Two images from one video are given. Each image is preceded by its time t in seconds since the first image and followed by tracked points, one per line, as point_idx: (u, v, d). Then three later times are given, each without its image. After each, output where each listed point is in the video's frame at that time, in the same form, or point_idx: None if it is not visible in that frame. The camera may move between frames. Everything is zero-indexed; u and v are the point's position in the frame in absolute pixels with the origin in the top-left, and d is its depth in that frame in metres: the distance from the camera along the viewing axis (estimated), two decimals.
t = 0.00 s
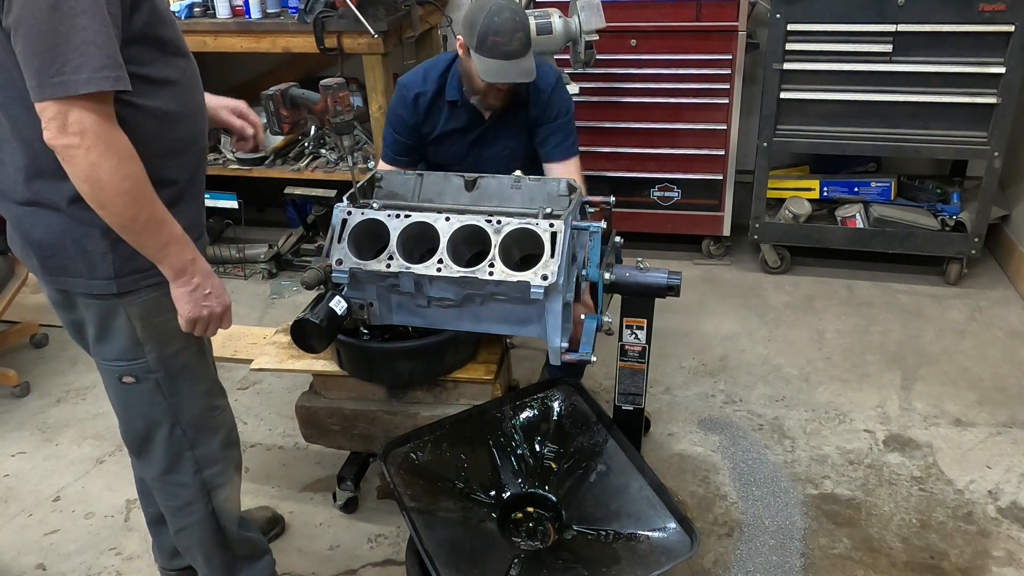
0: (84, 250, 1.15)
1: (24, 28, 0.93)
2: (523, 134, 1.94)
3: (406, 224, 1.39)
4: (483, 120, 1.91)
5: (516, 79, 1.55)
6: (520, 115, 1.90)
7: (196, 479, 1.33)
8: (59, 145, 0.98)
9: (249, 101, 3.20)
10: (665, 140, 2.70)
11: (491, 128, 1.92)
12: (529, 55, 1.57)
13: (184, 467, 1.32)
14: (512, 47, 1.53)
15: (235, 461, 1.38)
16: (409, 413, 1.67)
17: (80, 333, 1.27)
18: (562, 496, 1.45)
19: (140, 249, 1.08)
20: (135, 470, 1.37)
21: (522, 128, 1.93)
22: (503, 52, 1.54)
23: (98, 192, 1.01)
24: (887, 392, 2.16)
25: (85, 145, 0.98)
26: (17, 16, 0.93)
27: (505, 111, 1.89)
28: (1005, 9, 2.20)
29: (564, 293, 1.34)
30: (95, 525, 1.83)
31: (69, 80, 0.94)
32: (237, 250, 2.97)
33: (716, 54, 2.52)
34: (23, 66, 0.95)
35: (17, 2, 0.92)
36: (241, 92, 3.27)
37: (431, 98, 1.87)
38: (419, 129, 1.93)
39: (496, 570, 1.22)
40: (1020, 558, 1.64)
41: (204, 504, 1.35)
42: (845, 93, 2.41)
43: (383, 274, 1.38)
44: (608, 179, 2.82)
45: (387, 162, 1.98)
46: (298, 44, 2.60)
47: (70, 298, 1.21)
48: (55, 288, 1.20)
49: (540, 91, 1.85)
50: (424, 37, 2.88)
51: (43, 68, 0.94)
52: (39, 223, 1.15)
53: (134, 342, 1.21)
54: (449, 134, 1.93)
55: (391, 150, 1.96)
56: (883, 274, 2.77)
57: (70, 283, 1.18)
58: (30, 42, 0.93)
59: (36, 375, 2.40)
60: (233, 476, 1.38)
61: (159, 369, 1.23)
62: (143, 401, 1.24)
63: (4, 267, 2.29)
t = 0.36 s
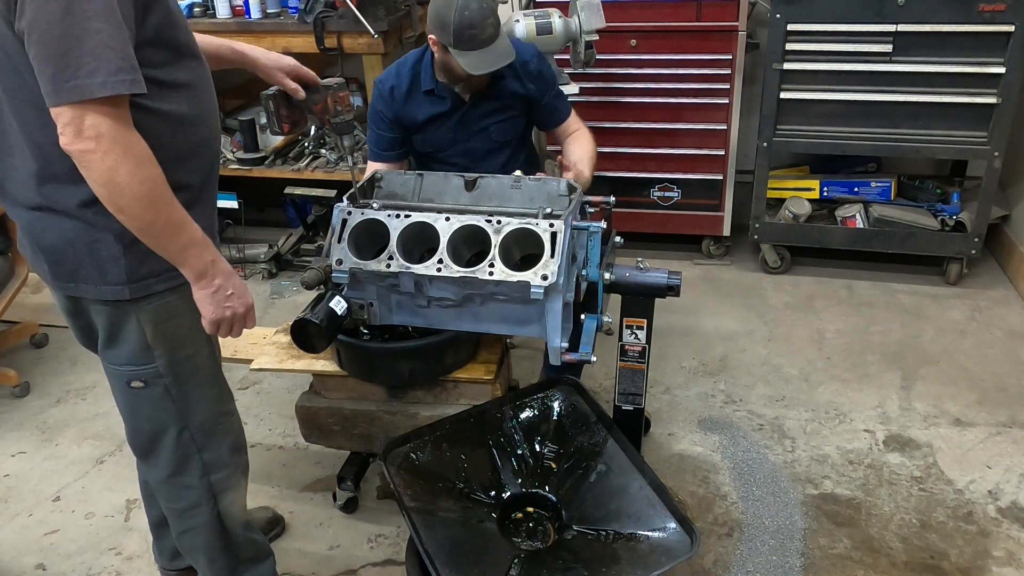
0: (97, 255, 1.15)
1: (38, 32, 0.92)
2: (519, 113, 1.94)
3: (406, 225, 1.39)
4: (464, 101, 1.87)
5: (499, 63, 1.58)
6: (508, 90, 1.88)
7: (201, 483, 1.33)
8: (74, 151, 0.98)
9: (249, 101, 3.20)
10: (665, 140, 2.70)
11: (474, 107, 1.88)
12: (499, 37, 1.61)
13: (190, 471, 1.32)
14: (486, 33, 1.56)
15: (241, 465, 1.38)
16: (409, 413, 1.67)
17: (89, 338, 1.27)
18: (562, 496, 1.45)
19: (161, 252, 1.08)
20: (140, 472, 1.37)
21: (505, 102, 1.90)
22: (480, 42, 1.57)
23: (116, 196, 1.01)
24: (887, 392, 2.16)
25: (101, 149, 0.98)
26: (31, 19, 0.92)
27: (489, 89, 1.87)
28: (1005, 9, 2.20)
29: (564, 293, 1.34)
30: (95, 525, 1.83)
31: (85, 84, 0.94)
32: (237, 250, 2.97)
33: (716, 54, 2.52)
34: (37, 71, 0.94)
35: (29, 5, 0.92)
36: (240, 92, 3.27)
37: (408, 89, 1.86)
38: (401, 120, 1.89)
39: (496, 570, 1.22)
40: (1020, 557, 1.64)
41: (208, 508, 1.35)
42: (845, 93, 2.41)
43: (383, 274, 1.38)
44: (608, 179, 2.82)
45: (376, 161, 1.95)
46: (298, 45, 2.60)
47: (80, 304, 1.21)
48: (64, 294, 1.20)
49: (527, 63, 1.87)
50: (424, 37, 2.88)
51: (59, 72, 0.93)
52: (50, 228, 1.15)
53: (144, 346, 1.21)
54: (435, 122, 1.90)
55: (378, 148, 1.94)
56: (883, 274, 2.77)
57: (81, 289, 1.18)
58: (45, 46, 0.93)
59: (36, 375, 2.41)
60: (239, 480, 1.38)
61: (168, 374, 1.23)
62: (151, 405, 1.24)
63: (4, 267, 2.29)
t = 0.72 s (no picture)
0: (106, 263, 1.15)
1: (42, 36, 0.92)
2: (515, 107, 1.94)
3: (406, 225, 1.39)
4: (458, 95, 1.87)
5: (500, 43, 1.60)
6: (502, 83, 1.88)
7: (206, 488, 1.33)
8: (77, 157, 0.97)
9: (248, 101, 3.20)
10: (665, 140, 2.70)
11: (469, 100, 1.89)
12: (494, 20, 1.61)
13: (195, 476, 1.32)
14: (483, 19, 1.57)
15: (246, 470, 1.38)
16: (409, 413, 1.67)
17: (96, 345, 1.27)
18: (561, 496, 1.45)
19: (162, 264, 1.07)
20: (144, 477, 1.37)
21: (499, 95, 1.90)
22: (477, 27, 1.58)
23: (119, 205, 1.00)
24: (887, 392, 2.16)
25: (104, 157, 0.98)
26: (35, 23, 0.92)
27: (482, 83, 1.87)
28: (1005, 9, 2.20)
29: (564, 293, 1.34)
30: (95, 525, 1.83)
31: (88, 89, 0.94)
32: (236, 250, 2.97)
33: (716, 54, 2.52)
34: (41, 76, 0.94)
35: (34, 10, 0.92)
36: (240, 92, 3.28)
37: (402, 87, 1.87)
38: (397, 117, 1.90)
39: (496, 570, 1.22)
40: (1020, 557, 1.64)
41: (212, 513, 1.35)
42: (845, 93, 2.41)
43: (383, 274, 1.38)
44: (608, 179, 2.82)
45: (373, 160, 1.93)
46: (298, 44, 2.60)
47: (88, 312, 1.21)
48: (73, 302, 1.20)
49: (520, 54, 1.88)
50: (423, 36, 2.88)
51: (62, 76, 0.93)
52: (59, 236, 1.14)
53: (152, 354, 1.21)
54: (430, 118, 1.90)
55: (375, 147, 1.93)
56: (883, 274, 2.77)
57: (89, 297, 1.18)
58: (48, 50, 0.92)
59: (35, 375, 2.40)
60: (244, 486, 1.38)
61: (175, 382, 1.23)
62: (157, 413, 1.24)
63: (4, 267, 2.29)
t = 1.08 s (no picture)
0: (115, 270, 1.15)
1: (60, 42, 0.91)
2: (514, 106, 1.94)
3: (406, 224, 1.39)
4: (459, 97, 1.86)
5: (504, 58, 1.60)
6: (502, 83, 1.87)
7: (209, 492, 1.33)
8: (97, 165, 0.97)
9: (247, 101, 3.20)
10: (665, 140, 2.70)
11: (470, 102, 1.88)
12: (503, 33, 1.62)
13: (197, 479, 1.32)
14: (492, 29, 1.57)
15: (248, 475, 1.38)
16: (409, 413, 1.67)
17: (100, 351, 1.26)
18: (561, 495, 1.45)
19: (184, 267, 1.07)
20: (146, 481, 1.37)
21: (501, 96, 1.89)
22: (486, 37, 1.57)
23: (141, 211, 1.00)
24: (887, 392, 2.16)
25: (124, 164, 0.97)
26: (52, 30, 0.91)
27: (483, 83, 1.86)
28: (1005, 9, 2.20)
29: (564, 293, 1.33)
30: (95, 525, 1.83)
31: (109, 96, 0.93)
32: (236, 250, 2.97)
33: (716, 54, 2.52)
34: (59, 83, 0.93)
35: (51, 16, 0.91)
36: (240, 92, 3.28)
37: (404, 87, 1.86)
38: (398, 117, 1.90)
39: (495, 570, 1.23)
40: (1020, 557, 1.64)
41: (213, 516, 1.35)
42: (845, 93, 2.41)
43: (383, 274, 1.38)
44: (608, 179, 2.82)
45: (374, 160, 1.93)
46: (298, 45, 2.60)
47: (94, 319, 1.21)
48: (79, 310, 1.20)
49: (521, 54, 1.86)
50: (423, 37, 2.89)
51: (82, 84, 0.92)
52: (66, 242, 1.14)
53: (158, 361, 1.21)
54: (431, 118, 1.90)
55: (375, 146, 1.93)
56: (883, 274, 2.77)
57: (97, 305, 1.17)
58: (67, 57, 0.91)
59: (35, 375, 2.40)
60: (247, 489, 1.38)
61: (180, 388, 1.23)
62: (162, 418, 1.24)
63: (4, 267, 2.29)
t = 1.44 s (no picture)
0: (118, 276, 1.15)
1: (62, 49, 0.91)
2: (516, 107, 1.94)
3: (406, 224, 1.39)
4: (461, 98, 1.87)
5: (503, 60, 1.60)
6: (505, 85, 1.88)
7: (209, 496, 1.33)
8: (98, 172, 0.96)
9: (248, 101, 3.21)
10: (665, 140, 2.70)
11: (473, 103, 1.88)
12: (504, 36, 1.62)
13: (197, 483, 1.31)
14: (492, 31, 1.57)
15: (249, 480, 1.38)
16: (409, 413, 1.67)
17: (99, 356, 1.26)
18: (561, 495, 1.45)
19: (184, 276, 1.06)
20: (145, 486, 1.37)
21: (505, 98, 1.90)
22: (485, 37, 1.58)
23: (142, 219, 0.99)
24: (887, 392, 2.16)
25: (125, 171, 0.97)
26: (54, 36, 0.91)
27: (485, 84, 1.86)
28: (1005, 9, 2.20)
29: (564, 293, 1.33)
30: (95, 525, 1.83)
31: (110, 103, 0.93)
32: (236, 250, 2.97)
33: (715, 54, 2.52)
34: (60, 89, 0.93)
35: (53, 22, 0.91)
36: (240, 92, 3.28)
37: (405, 87, 1.86)
38: (398, 117, 1.90)
39: (495, 570, 1.22)
40: (1020, 557, 1.64)
41: (213, 519, 1.35)
42: (845, 93, 2.41)
43: (383, 273, 1.38)
44: (608, 179, 2.82)
45: (373, 160, 1.94)
46: (298, 45, 2.60)
47: (95, 325, 1.21)
48: (80, 317, 1.19)
49: (524, 56, 1.88)
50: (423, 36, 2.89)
51: (83, 91, 0.92)
52: (68, 248, 1.14)
53: (160, 366, 1.21)
54: (431, 120, 1.90)
55: (375, 146, 1.93)
56: (883, 274, 2.77)
57: (99, 311, 1.17)
58: (68, 63, 0.91)
59: (35, 375, 2.40)
60: (245, 493, 1.38)
61: (182, 394, 1.23)
62: (163, 423, 1.25)
63: (4, 267, 2.29)
